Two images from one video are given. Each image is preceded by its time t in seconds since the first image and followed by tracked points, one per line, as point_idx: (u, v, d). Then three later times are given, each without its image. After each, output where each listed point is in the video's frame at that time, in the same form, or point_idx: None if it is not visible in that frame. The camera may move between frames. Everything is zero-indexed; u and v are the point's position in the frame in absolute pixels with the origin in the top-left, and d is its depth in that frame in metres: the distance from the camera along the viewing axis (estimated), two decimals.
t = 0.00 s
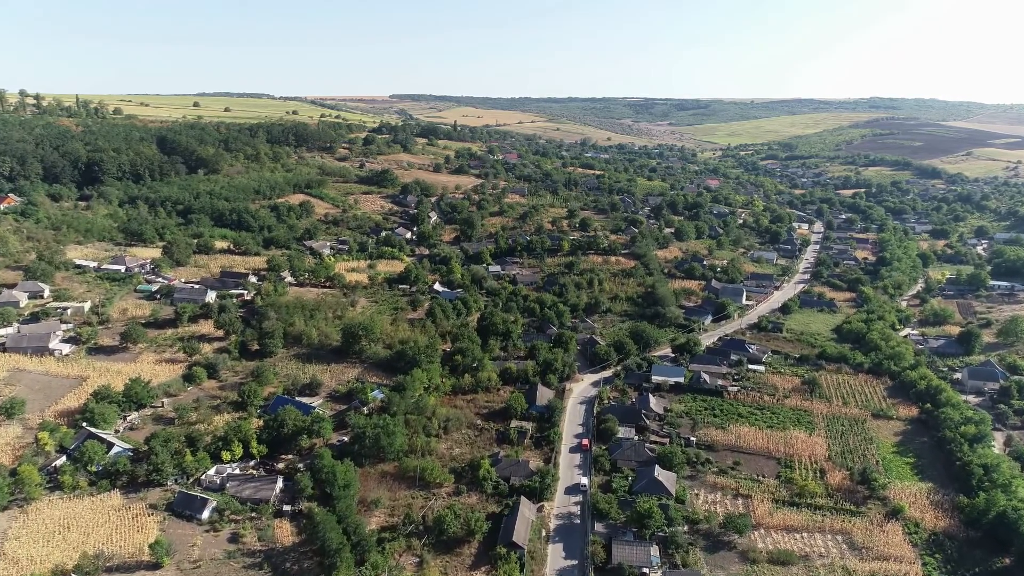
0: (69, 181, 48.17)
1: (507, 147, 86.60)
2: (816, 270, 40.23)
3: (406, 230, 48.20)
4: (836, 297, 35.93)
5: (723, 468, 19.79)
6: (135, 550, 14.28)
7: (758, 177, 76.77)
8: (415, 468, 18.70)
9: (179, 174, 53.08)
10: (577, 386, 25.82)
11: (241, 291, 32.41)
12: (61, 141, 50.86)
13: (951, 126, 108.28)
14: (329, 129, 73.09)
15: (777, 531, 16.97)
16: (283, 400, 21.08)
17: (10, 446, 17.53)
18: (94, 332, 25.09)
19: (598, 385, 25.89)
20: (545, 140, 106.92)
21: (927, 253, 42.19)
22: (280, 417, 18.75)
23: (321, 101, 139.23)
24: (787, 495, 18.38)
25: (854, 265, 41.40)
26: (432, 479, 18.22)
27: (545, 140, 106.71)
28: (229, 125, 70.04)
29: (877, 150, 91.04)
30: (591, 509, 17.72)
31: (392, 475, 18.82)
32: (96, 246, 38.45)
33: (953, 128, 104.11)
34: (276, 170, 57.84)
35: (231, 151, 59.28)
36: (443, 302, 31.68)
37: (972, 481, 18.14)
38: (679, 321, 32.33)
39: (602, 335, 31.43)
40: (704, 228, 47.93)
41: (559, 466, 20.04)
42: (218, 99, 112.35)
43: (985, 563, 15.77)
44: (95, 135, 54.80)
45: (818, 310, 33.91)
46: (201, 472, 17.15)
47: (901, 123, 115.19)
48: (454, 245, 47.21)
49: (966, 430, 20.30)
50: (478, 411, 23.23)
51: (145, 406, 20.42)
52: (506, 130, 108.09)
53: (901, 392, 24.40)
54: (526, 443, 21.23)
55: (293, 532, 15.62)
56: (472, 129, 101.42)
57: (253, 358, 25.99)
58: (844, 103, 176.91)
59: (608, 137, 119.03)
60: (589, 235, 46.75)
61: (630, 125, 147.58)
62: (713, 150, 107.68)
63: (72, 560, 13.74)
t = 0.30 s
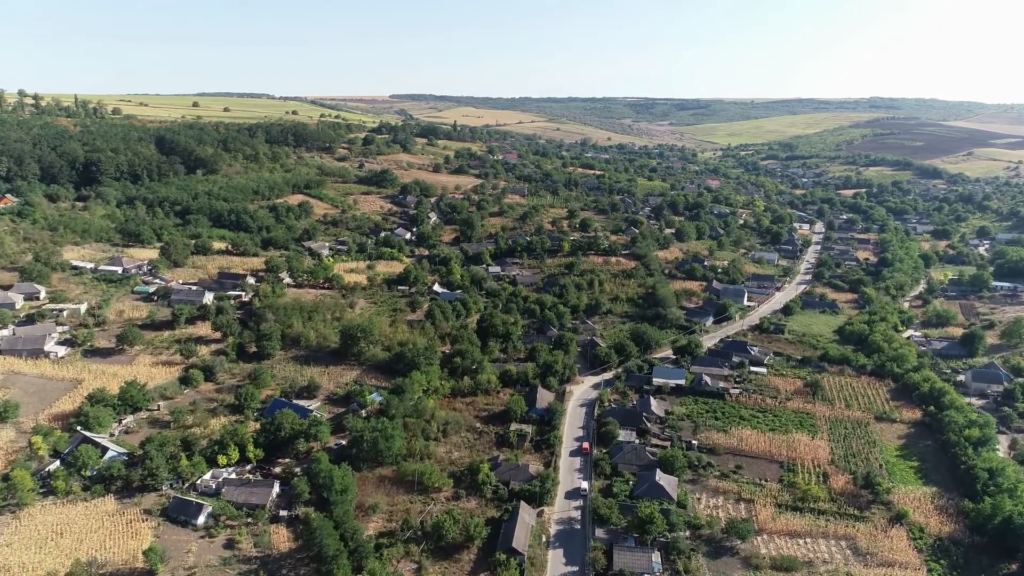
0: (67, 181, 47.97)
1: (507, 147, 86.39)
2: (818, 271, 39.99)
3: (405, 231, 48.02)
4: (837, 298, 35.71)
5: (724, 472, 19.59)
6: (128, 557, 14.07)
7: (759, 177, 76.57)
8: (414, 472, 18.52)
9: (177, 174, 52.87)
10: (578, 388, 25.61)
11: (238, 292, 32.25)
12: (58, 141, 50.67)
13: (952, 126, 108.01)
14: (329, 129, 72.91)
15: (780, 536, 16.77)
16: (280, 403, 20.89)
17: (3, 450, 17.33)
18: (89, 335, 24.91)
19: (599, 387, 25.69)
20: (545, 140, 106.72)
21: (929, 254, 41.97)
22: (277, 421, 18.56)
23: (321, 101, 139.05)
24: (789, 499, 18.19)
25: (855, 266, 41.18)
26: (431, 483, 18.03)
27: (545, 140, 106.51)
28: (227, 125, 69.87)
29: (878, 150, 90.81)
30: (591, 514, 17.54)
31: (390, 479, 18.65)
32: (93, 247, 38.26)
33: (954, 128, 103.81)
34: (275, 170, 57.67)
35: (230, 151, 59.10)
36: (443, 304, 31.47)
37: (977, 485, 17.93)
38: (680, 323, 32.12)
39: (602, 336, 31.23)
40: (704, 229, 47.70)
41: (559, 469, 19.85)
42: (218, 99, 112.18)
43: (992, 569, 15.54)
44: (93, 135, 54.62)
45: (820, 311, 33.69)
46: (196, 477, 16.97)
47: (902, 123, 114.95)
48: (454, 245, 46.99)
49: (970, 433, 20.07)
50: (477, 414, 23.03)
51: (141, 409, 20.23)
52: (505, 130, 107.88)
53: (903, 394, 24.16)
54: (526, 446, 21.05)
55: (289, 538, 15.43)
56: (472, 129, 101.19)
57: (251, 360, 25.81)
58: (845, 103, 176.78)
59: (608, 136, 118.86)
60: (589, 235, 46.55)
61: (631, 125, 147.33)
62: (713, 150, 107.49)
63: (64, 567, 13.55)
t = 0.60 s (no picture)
0: (65, 181, 47.80)
1: (507, 147, 86.21)
2: (820, 271, 39.74)
3: (405, 232, 47.85)
4: (840, 299, 35.47)
5: (727, 476, 19.39)
6: (122, 564, 13.91)
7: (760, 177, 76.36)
8: (413, 476, 18.33)
9: (176, 175, 52.69)
10: (578, 391, 25.42)
11: (236, 294, 32.08)
12: (57, 142, 50.49)
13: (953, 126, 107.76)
14: (328, 129, 72.74)
15: (784, 542, 16.56)
16: (277, 406, 20.61)
17: None
18: (85, 337, 24.73)
19: (600, 390, 25.48)
20: (545, 140, 106.47)
21: (931, 255, 41.71)
22: (275, 424, 18.36)
23: (321, 101, 138.82)
24: (793, 504, 17.97)
25: (857, 266, 40.95)
26: (430, 488, 17.86)
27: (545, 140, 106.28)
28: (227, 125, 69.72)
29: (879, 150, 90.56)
30: (592, 519, 17.34)
31: (389, 484, 18.47)
32: (91, 248, 38.07)
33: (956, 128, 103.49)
34: (275, 170, 57.48)
35: (230, 151, 58.93)
36: (443, 305, 31.32)
37: (983, 490, 17.70)
38: (681, 324, 31.91)
39: (603, 338, 31.05)
40: (705, 229, 47.46)
41: (560, 473, 19.66)
42: (218, 99, 111.98)
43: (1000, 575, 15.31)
44: (92, 135, 54.44)
45: (822, 312, 33.46)
46: (193, 482, 16.77)
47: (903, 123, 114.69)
48: (454, 246, 46.78)
49: (975, 437, 19.80)
50: (477, 417, 22.80)
51: (137, 413, 20.06)
52: (505, 130, 107.66)
53: (907, 397, 23.90)
54: (526, 450, 20.85)
55: (286, 544, 15.24)
56: (472, 129, 100.98)
57: (248, 362, 25.67)
58: (845, 103, 176.53)
59: (608, 136, 118.67)
60: (590, 236, 46.34)
61: (631, 125, 147.06)
62: (714, 151, 107.24)
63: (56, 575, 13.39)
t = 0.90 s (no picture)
0: (63, 182, 47.64)
1: (507, 147, 85.92)
2: (821, 272, 39.47)
3: (404, 232, 47.66)
4: (842, 300, 35.20)
5: (730, 481, 19.22)
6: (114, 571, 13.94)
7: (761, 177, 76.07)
8: (411, 481, 18.34)
9: (174, 175, 52.52)
10: (579, 393, 25.28)
11: (234, 295, 32.00)
12: (55, 142, 50.33)
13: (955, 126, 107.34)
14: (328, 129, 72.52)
15: (787, 547, 16.37)
16: (274, 409, 21.06)
17: None
18: (81, 339, 24.74)
19: (601, 392, 25.34)
20: (546, 140, 106.20)
21: (933, 255, 41.39)
22: (272, 428, 18.61)
23: (320, 101, 138.47)
24: (797, 508, 17.77)
25: (859, 267, 40.69)
26: (429, 493, 17.84)
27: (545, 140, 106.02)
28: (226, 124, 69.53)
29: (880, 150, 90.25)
30: (594, 524, 17.19)
31: (387, 488, 18.49)
32: (88, 248, 37.94)
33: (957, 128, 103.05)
34: (274, 170, 57.28)
35: (228, 152, 58.77)
36: (442, 307, 31.24)
37: (989, 494, 17.45)
38: (682, 325, 31.74)
39: (604, 340, 30.89)
40: (706, 229, 47.22)
41: (560, 478, 19.53)
42: (217, 99, 111.62)
43: None
44: (90, 135, 54.29)
45: (824, 313, 33.21)
46: (188, 487, 16.99)
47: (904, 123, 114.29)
48: (453, 247, 46.60)
49: (980, 440, 19.52)
50: (476, 420, 22.68)
51: (132, 417, 20.44)
52: (506, 130, 107.39)
53: (911, 399, 23.64)
54: (527, 454, 20.72)
55: (282, 551, 15.22)
56: (472, 129, 100.66)
57: (246, 365, 25.69)
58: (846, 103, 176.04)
59: (609, 136, 118.41)
60: (590, 236, 46.13)
61: (632, 125, 146.68)
62: (714, 150, 107.06)
63: None
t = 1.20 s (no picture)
0: (60, 182, 47.43)
1: (507, 147, 85.67)
2: (823, 273, 39.23)
3: (403, 233, 47.48)
4: (843, 301, 34.96)
5: (732, 485, 19.09)
6: None
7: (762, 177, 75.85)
8: (410, 485, 18.16)
9: (173, 175, 52.34)
10: (580, 396, 25.19)
11: (232, 296, 31.87)
12: (52, 142, 50.11)
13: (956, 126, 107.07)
14: (328, 129, 72.32)
15: (791, 553, 16.18)
16: (272, 412, 21.02)
17: None
18: (77, 341, 24.68)
19: (602, 394, 25.22)
20: (546, 140, 105.97)
21: (936, 256, 41.11)
22: (269, 432, 18.47)
23: (320, 101, 138.18)
24: (800, 513, 17.60)
25: (861, 268, 40.46)
26: (428, 498, 17.72)
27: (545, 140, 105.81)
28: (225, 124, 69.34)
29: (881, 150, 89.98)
30: (595, 530, 17.07)
31: (386, 493, 18.42)
32: (86, 249, 37.74)
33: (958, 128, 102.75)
34: (273, 171, 57.07)
35: (227, 152, 58.57)
36: (442, 308, 31.22)
37: (995, 499, 17.18)
38: (684, 327, 31.56)
39: (605, 341, 30.73)
40: (707, 229, 47.00)
41: (561, 482, 19.44)
42: (217, 99, 111.37)
43: None
44: (89, 135, 54.10)
45: (826, 314, 32.97)
46: (184, 492, 16.83)
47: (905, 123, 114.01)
48: (453, 247, 46.43)
49: (986, 444, 19.22)
50: (476, 423, 22.63)
51: (128, 420, 20.31)
52: (506, 130, 107.19)
53: (915, 402, 23.38)
54: (527, 458, 20.66)
55: (279, 557, 15.07)
56: (472, 129, 100.40)
57: (244, 367, 25.66)
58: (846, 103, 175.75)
59: (609, 136, 118.15)
60: (591, 237, 45.91)
61: (632, 125, 146.38)
62: (715, 150, 106.95)
63: None
